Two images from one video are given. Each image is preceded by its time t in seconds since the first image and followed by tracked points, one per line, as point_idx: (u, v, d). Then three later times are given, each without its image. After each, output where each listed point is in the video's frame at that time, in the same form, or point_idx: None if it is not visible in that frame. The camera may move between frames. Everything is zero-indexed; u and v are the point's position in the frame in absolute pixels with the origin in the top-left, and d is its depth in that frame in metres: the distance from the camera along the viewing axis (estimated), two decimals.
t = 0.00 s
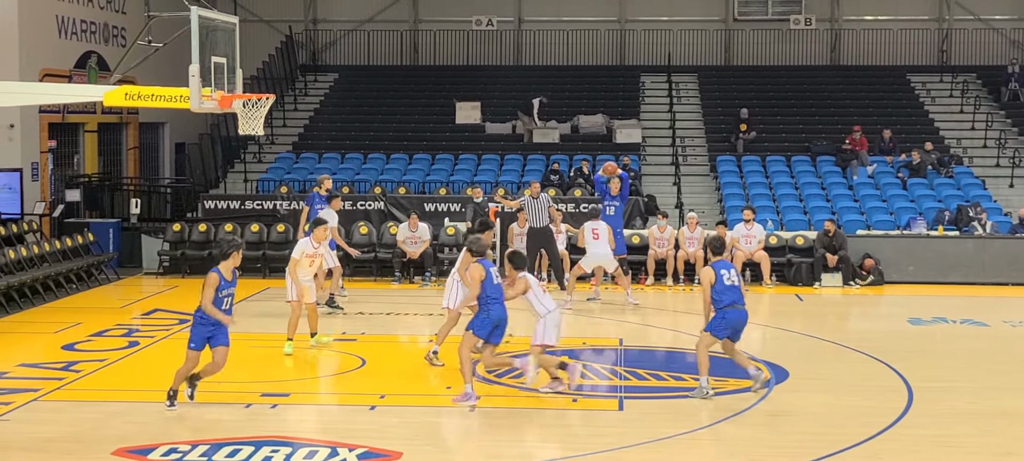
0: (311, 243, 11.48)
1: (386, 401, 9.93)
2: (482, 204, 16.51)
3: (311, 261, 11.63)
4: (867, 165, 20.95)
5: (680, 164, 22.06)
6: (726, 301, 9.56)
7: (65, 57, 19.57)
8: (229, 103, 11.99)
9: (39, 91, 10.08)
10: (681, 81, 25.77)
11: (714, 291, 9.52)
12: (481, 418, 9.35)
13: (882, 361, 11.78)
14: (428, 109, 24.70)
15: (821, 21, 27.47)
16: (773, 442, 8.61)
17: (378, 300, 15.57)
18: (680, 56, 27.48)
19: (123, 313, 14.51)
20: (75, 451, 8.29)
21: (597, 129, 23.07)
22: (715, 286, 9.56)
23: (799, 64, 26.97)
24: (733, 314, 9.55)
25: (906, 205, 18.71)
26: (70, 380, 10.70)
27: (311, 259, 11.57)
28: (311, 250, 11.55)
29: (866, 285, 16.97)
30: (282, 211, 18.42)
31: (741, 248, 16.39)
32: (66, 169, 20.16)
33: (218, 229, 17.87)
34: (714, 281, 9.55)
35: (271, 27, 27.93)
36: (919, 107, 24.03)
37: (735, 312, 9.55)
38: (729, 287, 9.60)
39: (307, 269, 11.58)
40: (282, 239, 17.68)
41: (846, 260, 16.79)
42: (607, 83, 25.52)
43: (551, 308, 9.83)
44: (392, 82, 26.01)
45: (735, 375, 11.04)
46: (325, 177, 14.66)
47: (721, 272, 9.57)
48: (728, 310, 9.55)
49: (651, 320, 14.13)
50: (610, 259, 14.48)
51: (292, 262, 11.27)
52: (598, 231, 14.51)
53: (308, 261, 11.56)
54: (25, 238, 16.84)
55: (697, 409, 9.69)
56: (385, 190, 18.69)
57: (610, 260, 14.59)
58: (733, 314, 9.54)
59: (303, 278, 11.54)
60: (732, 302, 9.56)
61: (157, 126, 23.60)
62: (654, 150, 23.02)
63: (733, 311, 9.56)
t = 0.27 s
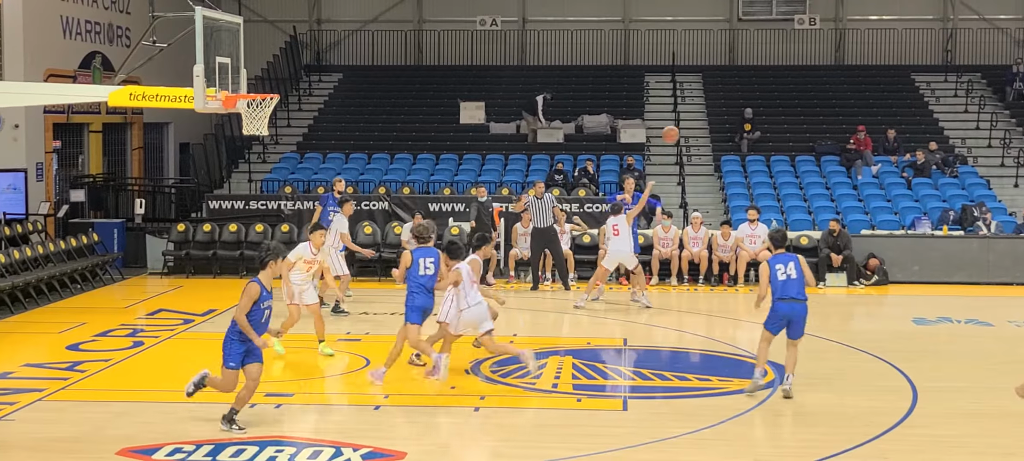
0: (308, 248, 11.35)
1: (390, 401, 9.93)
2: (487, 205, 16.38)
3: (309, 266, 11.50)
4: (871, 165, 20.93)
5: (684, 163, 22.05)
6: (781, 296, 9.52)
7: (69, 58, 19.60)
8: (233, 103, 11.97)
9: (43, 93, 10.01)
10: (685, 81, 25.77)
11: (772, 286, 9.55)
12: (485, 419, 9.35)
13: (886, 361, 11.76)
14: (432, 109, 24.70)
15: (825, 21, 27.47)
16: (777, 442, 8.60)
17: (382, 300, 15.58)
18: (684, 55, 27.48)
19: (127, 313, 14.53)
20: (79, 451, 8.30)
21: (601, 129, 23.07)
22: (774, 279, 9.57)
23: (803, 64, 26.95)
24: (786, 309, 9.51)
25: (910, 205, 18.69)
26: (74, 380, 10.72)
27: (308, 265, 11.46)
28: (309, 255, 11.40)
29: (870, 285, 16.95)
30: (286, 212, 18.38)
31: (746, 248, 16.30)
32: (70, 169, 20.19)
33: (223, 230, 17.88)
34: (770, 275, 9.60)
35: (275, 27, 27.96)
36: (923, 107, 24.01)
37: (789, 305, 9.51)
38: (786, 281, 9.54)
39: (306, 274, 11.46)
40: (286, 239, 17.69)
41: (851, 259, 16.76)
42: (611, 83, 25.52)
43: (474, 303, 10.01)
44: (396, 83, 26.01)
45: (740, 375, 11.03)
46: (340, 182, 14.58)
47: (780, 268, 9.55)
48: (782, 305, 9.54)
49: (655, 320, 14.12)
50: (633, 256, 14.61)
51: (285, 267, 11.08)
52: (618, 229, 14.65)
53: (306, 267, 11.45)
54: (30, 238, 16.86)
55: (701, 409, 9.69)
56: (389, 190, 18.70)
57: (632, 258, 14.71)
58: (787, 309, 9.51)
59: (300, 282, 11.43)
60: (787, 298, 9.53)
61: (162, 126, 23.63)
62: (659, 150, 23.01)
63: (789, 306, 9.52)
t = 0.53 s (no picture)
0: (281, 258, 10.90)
1: (394, 401, 9.93)
2: (490, 204, 16.20)
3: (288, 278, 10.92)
4: (875, 165, 20.91)
5: (687, 163, 22.05)
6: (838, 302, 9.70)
7: (73, 58, 19.61)
8: (236, 103, 11.95)
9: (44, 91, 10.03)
10: (689, 81, 25.76)
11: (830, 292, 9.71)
12: (488, 419, 9.35)
13: (890, 361, 11.75)
14: (436, 109, 24.70)
15: (829, 21, 27.45)
16: (781, 442, 8.59)
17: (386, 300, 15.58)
18: (687, 55, 27.47)
19: (132, 314, 14.54)
20: (83, 451, 8.31)
21: (605, 129, 23.06)
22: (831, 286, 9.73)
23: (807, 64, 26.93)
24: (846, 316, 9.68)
25: (914, 205, 18.67)
26: (79, 380, 10.73)
27: (285, 276, 10.91)
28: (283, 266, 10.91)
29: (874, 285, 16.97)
30: (289, 212, 18.39)
31: (750, 247, 16.43)
32: (74, 170, 20.21)
33: (226, 230, 17.89)
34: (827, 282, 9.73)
35: (279, 28, 27.99)
36: (927, 107, 23.99)
37: (846, 313, 9.69)
38: (844, 288, 9.72)
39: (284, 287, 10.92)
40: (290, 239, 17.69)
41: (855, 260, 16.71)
42: (614, 83, 25.50)
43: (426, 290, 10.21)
44: (400, 83, 26.02)
45: (743, 375, 11.03)
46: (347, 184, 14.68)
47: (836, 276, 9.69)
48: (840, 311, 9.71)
49: (659, 320, 14.12)
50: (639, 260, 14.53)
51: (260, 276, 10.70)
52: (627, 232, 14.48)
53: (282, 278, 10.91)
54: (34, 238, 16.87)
55: (705, 409, 9.68)
56: (392, 190, 18.70)
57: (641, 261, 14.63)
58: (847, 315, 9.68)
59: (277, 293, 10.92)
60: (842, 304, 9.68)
61: (166, 126, 23.64)
62: (662, 150, 23.00)
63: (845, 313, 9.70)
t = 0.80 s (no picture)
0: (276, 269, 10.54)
1: (395, 401, 9.94)
2: (491, 203, 15.99)
3: (281, 284, 10.68)
4: (877, 164, 20.91)
5: (689, 163, 22.05)
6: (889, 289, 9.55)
7: (75, 59, 19.63)
8: (238, 103, 11.95)
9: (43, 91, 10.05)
10: (690, 81, 25.77)
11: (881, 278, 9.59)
12: (490, 419, 9.35)
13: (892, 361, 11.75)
14: (438, 109, 24.70)
15: (830, 20, 27.43)
16: (782, 442, 8.60)
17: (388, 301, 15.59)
18: (689, 56, 27.46)
19: (134, 314, 14.56)
20: (86, 451, 8.32)
21: (606, 130, 23.07)
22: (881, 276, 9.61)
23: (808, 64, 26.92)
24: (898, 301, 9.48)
25: (916, 205, 18.67)
26: (81, 381, 10.74)
27: (280, 283, 10.66)
28: (278, 274, 10.60)
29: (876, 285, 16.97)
30: (291, 212, 18.40)
31: (752, 248, 16.42)
32: (76, 171, 20.21)
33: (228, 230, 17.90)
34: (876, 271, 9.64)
35: (281, 29, 28.00)
36: (928, 107, 23.98)
37: (907, 298, 9.48)
38: (896, 275, 9.56)
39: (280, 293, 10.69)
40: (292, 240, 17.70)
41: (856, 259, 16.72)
42: (616, 83, 25.50)
43: (389, 289, 10.73)
44: (402, 83, 26.02)
45: (746, 375, 11.03)
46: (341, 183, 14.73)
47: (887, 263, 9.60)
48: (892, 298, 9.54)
49: (660, 320, 14.12)
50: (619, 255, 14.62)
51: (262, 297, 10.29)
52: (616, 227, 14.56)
53: (276, 287, 10.62)
54: (36, 239, 16.89)
55: (706, 408, 9.69)
56: (394, 191, 18.72)
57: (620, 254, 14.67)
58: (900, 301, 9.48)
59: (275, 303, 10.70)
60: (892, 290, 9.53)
61: (168, 127, 23.65)
62: (664, 150, 22.99)
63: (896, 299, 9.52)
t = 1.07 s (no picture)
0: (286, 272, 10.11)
1: (396, 402, 9.94)
2: (490, 203, 16.12)
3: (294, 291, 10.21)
4: (877, 164, 20.91)
5: (689, 162, 22.05)
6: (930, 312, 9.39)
7: (75, 60, 19.62)
8: (238, 104, 11.94)
9: (44, 92, 10.05)
10: (689, 81, 25.78)
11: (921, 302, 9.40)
12: (490, 419, 9.34)
13: (893, 361, 11.75)
14: (437, 109, 24.69)
15: (830, 20, 27.43)
16: (783, 442, 8.59)
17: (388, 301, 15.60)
18: (688, 56, 27.46)
19: (134, 315, 14.56)
20: (87, 452, 8.32)
21: (605, 129, 23.07)
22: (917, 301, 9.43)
23: (808, 64, 26.93)
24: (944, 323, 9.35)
25: (916, 204, 18.67)
26: (81, 381, 10.74)
27: (291, 289, 10.20)
28: (290, 279, 10.15)
29: (876, 284, 16.97)
30: (291, 213, 18.41)
31: (752, 248, 16.44)
32: (75, 171, 20.22)
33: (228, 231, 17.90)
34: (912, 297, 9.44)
35: (280, 29, 28.00)
36: (928, 106, 23.99)
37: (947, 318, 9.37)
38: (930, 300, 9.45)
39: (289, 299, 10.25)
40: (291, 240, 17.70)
41: (856, 258, 16.73)
42: (615, 82, 25.50)
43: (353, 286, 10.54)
44: (402, 83, 26.01)
45: (746, 375, 11.02)
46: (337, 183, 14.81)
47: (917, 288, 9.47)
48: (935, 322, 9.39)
49: (660, 320, 14.12)
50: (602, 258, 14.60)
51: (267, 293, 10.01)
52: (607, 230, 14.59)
53: (289, 292, 10.21)
54: (36, 240, 16.88)
55: (706, 408, 9.69)
56: (394, 191, 18.73)
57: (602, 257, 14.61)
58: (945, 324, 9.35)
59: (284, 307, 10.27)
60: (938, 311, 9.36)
61: (168, 127, 23.65)
62: (664, 150, 22.99)
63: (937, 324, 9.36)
